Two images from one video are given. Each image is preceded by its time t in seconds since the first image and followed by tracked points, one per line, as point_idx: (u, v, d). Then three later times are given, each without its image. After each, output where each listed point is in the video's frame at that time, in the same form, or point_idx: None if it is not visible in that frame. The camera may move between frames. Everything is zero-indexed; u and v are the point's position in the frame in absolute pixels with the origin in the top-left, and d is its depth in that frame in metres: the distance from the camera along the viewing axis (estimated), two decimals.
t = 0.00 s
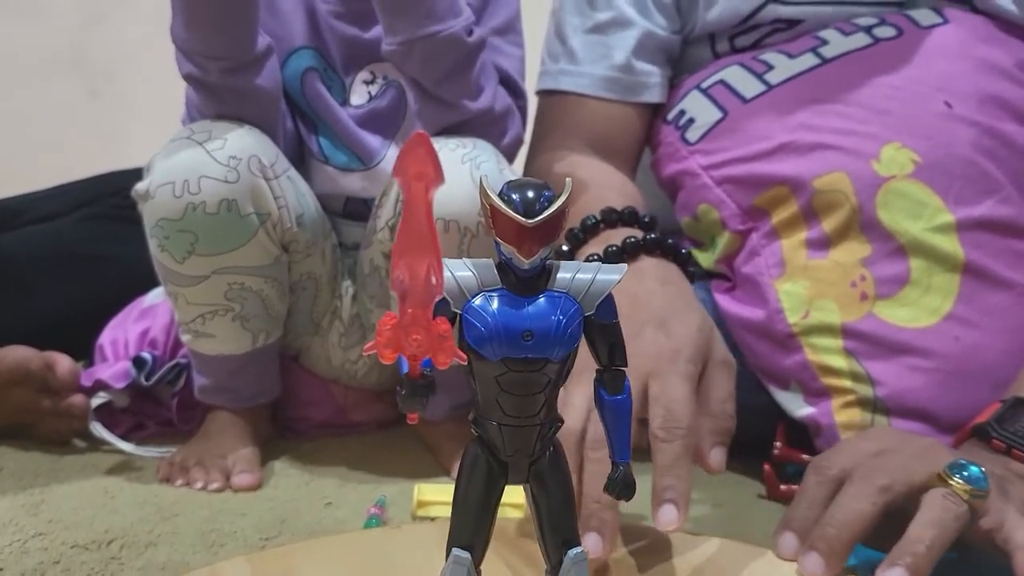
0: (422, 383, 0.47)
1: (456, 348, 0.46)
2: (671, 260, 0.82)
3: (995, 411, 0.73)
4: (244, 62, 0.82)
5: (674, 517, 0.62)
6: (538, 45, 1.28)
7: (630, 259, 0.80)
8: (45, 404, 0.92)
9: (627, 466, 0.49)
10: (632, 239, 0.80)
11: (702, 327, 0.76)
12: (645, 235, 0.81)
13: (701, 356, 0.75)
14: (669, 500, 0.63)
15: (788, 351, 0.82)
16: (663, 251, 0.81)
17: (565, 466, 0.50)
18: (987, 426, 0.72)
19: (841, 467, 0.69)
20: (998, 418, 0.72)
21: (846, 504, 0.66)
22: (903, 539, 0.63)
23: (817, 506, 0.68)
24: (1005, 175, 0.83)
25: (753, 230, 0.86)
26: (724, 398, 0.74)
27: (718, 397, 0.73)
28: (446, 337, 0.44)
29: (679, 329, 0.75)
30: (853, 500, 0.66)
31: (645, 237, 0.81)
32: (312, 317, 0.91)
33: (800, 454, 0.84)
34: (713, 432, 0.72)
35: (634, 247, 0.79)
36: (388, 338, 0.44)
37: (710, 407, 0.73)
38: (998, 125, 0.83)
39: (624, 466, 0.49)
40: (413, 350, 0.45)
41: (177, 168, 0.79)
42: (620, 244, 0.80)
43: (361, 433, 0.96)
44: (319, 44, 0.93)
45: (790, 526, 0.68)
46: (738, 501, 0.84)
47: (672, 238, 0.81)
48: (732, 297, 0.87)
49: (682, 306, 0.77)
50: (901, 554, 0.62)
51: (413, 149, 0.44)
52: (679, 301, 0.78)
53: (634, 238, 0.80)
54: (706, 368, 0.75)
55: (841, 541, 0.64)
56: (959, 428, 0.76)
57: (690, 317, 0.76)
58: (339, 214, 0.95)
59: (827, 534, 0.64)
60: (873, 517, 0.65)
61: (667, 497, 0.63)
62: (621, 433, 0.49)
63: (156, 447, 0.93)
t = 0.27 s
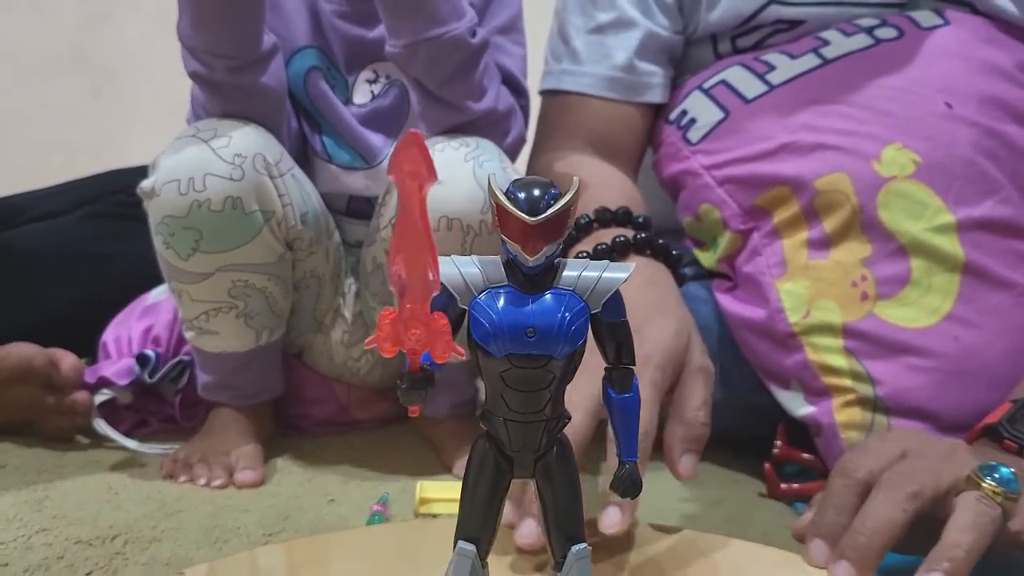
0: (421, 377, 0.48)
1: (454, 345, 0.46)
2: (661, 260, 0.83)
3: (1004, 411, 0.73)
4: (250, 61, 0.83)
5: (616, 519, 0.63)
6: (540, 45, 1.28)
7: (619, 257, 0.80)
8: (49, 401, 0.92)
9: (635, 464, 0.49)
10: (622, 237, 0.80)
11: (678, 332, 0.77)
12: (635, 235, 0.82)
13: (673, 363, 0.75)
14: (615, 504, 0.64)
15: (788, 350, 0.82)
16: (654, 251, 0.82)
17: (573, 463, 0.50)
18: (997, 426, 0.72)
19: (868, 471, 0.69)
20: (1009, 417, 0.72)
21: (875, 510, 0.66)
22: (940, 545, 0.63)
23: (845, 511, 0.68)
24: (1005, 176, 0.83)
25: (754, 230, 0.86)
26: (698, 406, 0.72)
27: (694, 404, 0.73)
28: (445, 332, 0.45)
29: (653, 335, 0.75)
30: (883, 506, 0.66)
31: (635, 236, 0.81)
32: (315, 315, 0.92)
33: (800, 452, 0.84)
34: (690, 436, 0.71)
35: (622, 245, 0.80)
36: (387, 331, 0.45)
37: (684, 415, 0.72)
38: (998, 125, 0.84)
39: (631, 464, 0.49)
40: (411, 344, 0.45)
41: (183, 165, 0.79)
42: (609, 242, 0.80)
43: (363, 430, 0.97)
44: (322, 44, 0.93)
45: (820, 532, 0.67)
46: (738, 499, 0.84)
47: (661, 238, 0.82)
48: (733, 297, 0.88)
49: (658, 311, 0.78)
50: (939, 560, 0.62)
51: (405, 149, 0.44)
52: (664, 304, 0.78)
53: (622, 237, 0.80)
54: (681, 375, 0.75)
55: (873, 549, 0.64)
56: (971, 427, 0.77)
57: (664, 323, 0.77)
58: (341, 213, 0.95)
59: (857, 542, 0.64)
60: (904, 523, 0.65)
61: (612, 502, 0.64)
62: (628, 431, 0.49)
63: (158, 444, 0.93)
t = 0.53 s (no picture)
0: (422, 364, 0.49)
1: (454, 334, 0.48)
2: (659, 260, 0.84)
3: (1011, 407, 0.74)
4: (248, 56, 0.83)
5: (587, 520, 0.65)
6: (543, 45, 1.28)
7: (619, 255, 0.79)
8: (53, 396, 0.93)
9: (641, 457, 0.49)
10: (620, 236, 0.79)
11: (668, 336, 0.77)
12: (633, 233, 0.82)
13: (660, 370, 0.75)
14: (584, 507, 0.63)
15: (789, 348, 0.82)
16: (651, 250, 0.83)
17: (579, 456, 0.50)
18: (1006, 421, 0.73)
19: (891, 472, 0.68)
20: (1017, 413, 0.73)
21: (901, 513, 0.65)
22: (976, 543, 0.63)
23: (867, 513, 0.67)
24: (1006, 175, 0.83)
25: (756, 228, 0.87)
26: (689, 411, 0.72)
27: (684, 408, 0.73)
28: (445, 322, 0.47)
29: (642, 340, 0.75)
30: (908, 508, 0.65)
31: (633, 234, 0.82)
32: (318, 311, 0.92)
33: (801, 449, 0.84)
34: (679, 443, 0.70)
35: (620, 244, 0.79)
36: (389, 321, 0.47)
37: (675, 421, 0.71)
38: (1000, 125, 0.84)
39: (638, 458, 0.49)
40: (413, 333, 0.47)
41: (187, 160, 0.80)
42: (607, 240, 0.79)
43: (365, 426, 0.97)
44: (325, 40, 0.94)
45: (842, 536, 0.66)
46: (739, 496, 0.85)
47: (659, 237, 0.82)
48: (734, 294, 0.88)
49: (651, 313, 0.78)
50: (978, 558, 0.62)
51: (400, 143, 0.45)
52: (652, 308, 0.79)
53: (620, 235, 0.79)
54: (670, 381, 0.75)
55: (901, 553, 0.63)
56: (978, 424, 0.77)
57: (654, 327, 0.77)
58: (345, 209, 0.96)
59: (884, 547, 0.63)
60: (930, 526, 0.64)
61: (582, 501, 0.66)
62: (635, 424, 0.50)
63: (162, 439, 0.94)
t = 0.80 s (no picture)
0: (420, 359, 0.49)
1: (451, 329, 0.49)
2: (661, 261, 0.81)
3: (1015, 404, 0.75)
4: (249, 53, 0.84)
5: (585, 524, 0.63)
6: (545, 44, 1.29)
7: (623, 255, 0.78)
8: (56, 392, 0.93)
9: (643, 455, 0.49)
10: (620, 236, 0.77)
11: (666, 339, 0.77)
12: (633, 233, 0.80)
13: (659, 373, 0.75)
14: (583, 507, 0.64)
15: (790, 347, 0.83)
16: (653, 250, 0.80)
17: (581, 451, 0.50)
18: (1011, 418, 0.74)
19: (911, 475, 0.68)
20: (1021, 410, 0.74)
21: (923, 519, 0.65)
22: (1005, 545, 0.63)
23: (882, 513, 0.67)
24: (1007, 175, 0.84)
25: (757, 226, 0.87)
26: (689, 414, 0.73)
27: (683, 411, 0.73)
28: (439, 317, 0.48)
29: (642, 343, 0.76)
30: (932, 514, 0.65)
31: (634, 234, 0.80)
32: (319, 308, 0.92)
33: (801, 448, 0.85)
34: (679, 445, 0.72)
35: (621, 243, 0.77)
36: (386, 315, 0.48)
37: (674, 424, 0.72)
38: (1000, 124, 0.84)
39: (639, 455, 0.49)
40: (410, 326, 0.48)
41: (189, 157, 0.80)
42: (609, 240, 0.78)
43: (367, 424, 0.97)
44: (327, 37, 0.94)
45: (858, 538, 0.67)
46: (739, 494, 0.85)
47: (661, 237, 0.80)
48: (735, 293, 0.88)
49: (652, 316, 0.79)
50: (1008, 560, 0.62)
51: (390, 139, 0.47)
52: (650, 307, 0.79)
53: (623, 234, 0.78)
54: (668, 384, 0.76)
55: (925, 559, 0.64)
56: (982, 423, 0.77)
57: (653, 328, 0.77)
58: (347, 207, 0.96)
59: (909, 553, 0.64)
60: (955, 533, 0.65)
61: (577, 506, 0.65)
62: (636, 422, 0.49)
63: (164, 436, 0.94)
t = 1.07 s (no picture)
0: (418, 352, 0.48)
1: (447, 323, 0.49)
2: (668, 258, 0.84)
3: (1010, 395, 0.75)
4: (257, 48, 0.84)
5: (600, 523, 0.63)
6: (546, 44, 1.29)
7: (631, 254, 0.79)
8: (57, 390, 0.93)
9: (644, 453, 0.48)
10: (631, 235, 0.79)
11: (677, 341, 0.75)
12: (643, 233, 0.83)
13: (671, 375, 0.74)
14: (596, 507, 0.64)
15: (790, 345, 0.83)
16: (661, 250, 0.83)
17: (583, 447, 0.50)
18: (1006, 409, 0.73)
19: (914, 461, 0.67)
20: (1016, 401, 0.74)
21: (932, 515, 0.63)
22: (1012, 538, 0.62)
23: (879, 496, 0.65)
24: (1007, 174, 0.84)
25: (757, 225, 0.87)
26: (701, 414, 0.72)
27: (696, 411, 0.72)
28: (437, 311, 0.47)
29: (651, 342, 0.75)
30: (941, 510, 0.63)
31: (643, 234, 0.82)
32: (321, 306, 0.93)
33: (801, 447, 0.85)
34: (691, 446, 0.70)
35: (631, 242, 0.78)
36: (383, 310, 0.47)
37: (687, 424, 0.71)
38: (1001, 124, 0.84)
39: (640, 453, 0.48)
40: (407, 321, 0.48)
41: (191, 154, 0.80)
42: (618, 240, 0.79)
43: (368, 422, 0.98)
44: (329, 36, 0.94)
45: (864, 519, 0.64)
46: (739, 493, 0.85)
47: (669, 237, 0.83)
48: (736, 292, 0.89)
49: (661, 317, 0.77)
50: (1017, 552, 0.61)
51: (385, 136, 0.46)
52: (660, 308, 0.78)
53: (632, 234, 0.79)
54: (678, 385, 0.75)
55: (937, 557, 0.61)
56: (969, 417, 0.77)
57: (667, 330, 0.76)
58: (348, 205, 0.96)
59: (922, 551, 0.62)
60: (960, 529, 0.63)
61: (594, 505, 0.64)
62: (635, 417, 0.49)
63: (165, 434, 0.94)
